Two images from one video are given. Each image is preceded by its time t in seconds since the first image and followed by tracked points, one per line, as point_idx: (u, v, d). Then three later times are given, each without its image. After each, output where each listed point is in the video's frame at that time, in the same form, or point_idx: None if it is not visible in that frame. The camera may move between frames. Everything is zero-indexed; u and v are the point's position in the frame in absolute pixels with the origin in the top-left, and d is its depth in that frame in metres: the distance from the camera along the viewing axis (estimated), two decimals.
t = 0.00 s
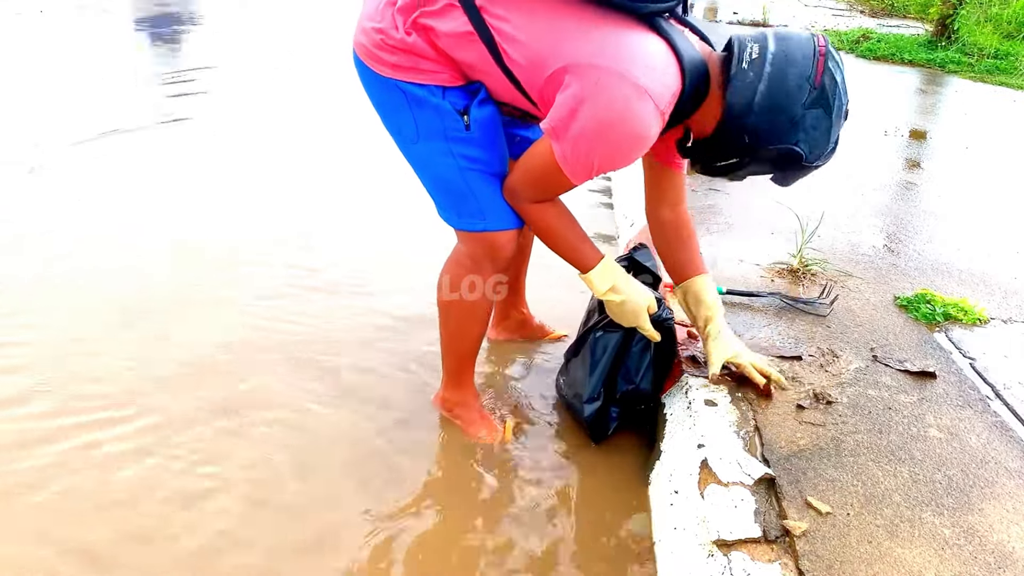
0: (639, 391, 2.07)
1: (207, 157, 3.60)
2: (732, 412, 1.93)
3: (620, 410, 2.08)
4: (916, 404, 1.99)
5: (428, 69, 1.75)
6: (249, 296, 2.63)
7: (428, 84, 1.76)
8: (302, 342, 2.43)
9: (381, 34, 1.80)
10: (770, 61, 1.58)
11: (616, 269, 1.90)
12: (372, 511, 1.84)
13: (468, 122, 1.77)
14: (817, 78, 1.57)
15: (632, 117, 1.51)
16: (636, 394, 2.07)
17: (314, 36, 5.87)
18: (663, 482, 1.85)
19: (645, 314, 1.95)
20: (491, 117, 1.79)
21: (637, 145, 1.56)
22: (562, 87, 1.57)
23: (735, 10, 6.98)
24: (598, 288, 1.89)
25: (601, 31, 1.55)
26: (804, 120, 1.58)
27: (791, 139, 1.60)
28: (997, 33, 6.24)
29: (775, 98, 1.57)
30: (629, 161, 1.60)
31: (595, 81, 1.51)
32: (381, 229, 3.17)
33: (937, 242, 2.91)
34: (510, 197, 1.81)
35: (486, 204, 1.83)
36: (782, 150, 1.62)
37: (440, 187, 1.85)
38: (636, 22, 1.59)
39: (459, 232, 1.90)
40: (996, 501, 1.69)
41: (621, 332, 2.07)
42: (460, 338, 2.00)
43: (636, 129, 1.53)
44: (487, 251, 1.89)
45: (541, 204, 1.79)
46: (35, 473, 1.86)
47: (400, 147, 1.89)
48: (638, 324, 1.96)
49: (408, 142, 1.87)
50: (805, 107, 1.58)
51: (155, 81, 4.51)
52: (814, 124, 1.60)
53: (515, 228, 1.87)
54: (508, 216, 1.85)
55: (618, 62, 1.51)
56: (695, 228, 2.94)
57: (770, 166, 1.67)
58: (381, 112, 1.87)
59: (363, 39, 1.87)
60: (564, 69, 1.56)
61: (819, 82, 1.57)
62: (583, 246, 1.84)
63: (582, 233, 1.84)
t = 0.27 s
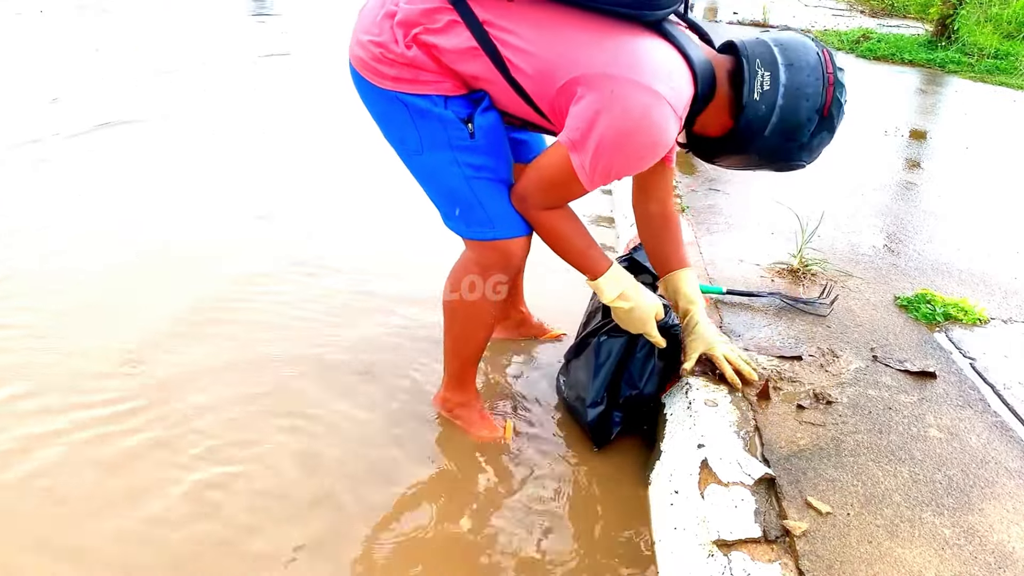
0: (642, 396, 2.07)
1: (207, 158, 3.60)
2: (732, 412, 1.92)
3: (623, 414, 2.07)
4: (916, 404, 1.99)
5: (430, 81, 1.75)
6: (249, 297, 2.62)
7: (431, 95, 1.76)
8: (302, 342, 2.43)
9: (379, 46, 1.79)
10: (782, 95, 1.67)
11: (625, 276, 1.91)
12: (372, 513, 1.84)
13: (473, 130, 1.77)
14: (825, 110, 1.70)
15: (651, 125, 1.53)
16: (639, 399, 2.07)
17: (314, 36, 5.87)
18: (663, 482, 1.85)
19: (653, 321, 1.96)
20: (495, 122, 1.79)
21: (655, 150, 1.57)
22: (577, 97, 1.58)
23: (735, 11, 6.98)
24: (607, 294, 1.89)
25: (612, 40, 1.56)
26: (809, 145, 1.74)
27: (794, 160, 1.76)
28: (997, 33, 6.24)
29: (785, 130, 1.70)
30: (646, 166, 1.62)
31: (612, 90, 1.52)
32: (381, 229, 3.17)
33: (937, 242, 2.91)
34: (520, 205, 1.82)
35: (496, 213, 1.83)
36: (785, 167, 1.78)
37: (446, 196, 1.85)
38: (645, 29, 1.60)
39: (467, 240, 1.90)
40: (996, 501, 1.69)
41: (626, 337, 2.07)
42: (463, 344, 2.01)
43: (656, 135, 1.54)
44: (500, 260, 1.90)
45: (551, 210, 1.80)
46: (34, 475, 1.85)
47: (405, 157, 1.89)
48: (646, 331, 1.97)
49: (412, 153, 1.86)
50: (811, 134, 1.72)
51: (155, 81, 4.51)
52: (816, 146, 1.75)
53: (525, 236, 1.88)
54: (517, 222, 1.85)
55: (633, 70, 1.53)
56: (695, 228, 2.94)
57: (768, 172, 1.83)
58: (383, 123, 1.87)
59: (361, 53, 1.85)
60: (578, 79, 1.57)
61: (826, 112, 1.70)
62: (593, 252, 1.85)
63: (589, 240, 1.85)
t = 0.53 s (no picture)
0: (644, 395, 2.07)
1: (207, 159, 3.60)
2: (732, 412, 1.92)
3: (625, 413, 2.07)
4: (916, 404, 1.99)
5: (436, 83, 1.75)
6: (249, 297, 2.62)
7: (437, 98, 1.76)
8: (302, 343, 2.43)
9: (384, 50, 1.79)
10: (787, 96, 1.67)
11: (631, 277, 1.91)
12: (373, 513, 1.84)
13: (479, 132, 1.77)
14: (829, 110, 1.70)
15: (660, 123, 1.53)
16: (641, 398, 2.07)
17: (314, 36, 5.87)
18: (663, 482, 1.85)
19: (659, 321, 1.95)
20: (502, 124, 1.79)
21: (665, 149, 1.57)
22: (585, 97, 1.58)
23: (735, 11, 6.98)
24: (613, 294, 1.89)
25: (619, 40, 1.56)
26: (813, 145, 1.74)
27: (797, 160, 1.76)
28: (997, 33, 6.24)
29: (790, 131, 1.70)
30: (655, 166, 1.62)
31: (619, 90, 1.53)
32: (381, 229, 3.16)
33: (937, 242, 2.91)
34: (527, 206, 1.82)
35: (502, 214, 1.83)
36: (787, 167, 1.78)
37: (453, 199, 1.86)
38: (651, 30, 1.61)
39: (474, 242, 1.90)
40: (996, 501, 1.69)
41: (629, 336, 2.06)
42: (467, 347, 2.01)
43: (665, 134, 1.54)
44: (508, 262, 1.91)
45: (558, 211, 1.80)
46: (34, 475, 1.85)
47: (411, 160, 1.89)
48: (652, 330, 1.97)
49: (418, 156, 1.86)
50: (815, 134, 1.72)
51: (154, 80, 4.50)
52: (819, 146, 1.76)
53: (533, 236, 1.89)
54: (524, 224, 1.86)
55: (640, 70, 1.53)
56: (695, 228, 2.94)
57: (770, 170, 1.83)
58: (389, 126, 1.87)
59: (365, 57, 1.85)
60: (586, 80, 1.57)
61: (830, 113, 1.71)
62: (599, 251, 1.86)
63: (596, 240, 1.85)
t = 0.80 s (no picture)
0: (647, 396, 2.06)
1: (207, 158, 3.60)
2: (732, 412, 1.93)
3: (627, 414, 2.06)
4: (916, 404, 1.99)
5: (438, 84, 1.75)
6: (249, 296, 2.62)
7: (439, 99, 1.76)
8: (302, 342, 2.42)
9: (386, 52, 1.79)
10: (789, 98, 1.67)
11: (635, 280, 1.92)
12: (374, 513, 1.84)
13: (481, 133, 1.77)
14: (831, 113, 1.70)
15: (661, 124, 1.53)
16: (643, 399, 2.06)
17: (315, 36, 5.87)
18: (663, 482, 1.85)
19: (662, 323, 1.95)
20: (504, 125, 1.79)
21: (667, 148, 1.57)
22: (587, 97, 1.58)
23: (735, 11, 6.98)
24: (614, 296, 1.90)
25: (621, 40, 1.56)
26: (814, 148, 1.74)
27: (797, 162, 1.77)
28: (997, 33, 6.24)
29: (792, 133, 1.70)
30: (657, 166, 1.62)
31: (620, 91, 1.53)
32: (381, 229, 3.16)
33: (937, 242, 2.91)
34: (530, 207, 1.83)
35: (504, 214, 1.83)
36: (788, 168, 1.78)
37: (455, 199, 1.86)
38: (653, 31, 1.61)
39: (476, 243, 1.90)
40: (996, 501, 1.69)
41: (632, 337, 2.05)
42: (469, 348, 2.01)
43: (667, 134, 1.54)
44: (510, 262, 1.91)
45: (559, 212, 1.80)
46: (33, 473, 1.85)
47: (413, 161, 1.89)
48: (654, 332, 1.97)
49: (420, 156, 1.86)
50: (817, 136, 1.72)
51: (154, 80, 4.51)
52: (820, 149, 1.76)
53: (535, 236, 1.89)
54: (526, 225, 1.86)
55: (641, 70, 1.53)
56: (695, 228, 2.94)
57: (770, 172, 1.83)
58: (391, 127, 1.87)
59: (367, 58, 1.85)
60: (588, 80, 1.57)
61: (832, 116, 1.71)
62: (602, 253, 1.86)
63: (599, 242, 1.85)
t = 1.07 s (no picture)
0: (648, 395, 2.06)
1: (207, 158, 3.60)
2: (732, 413, 1.93)
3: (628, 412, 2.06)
4: (916, 404, 1.99)
5: (442, 82, 1.75)
6: (249, 296, 2.62)
7: (442, 97, 1.76)
8: (302, 341, 2.42)
9: (389, 49, 1.79)
10: (807, 65, 1.69)
11: (638, 276, 1.91)
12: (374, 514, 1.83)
13: (484, 132, 1.77)
14: (847, 90, 1.71)
15: (660, 125, 1.52)
16: (644, 398, 2.06)
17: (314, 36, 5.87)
18: (662, 482, 1.86)
19: (664, 319, 1.96)
20: (507, 125, 1.78)
21: (665, 150, 1.57)
22: (586, 98, 1.58)
23: (735, 11, 6.98)
24: (619, 294, 1.89)
25: (621, 41, 1.56)
26: (830, 125, 1.70)
27: (814, 142, 1.71)
28: (997, 34, 6.24)
29: (808, 99, 1.67)
30: (656, 168, 1.61)
31: (618, 92, 1.53)
32: (381, 228, 3.16)
33: (937, 242, 2.91)
34: (531, 208, 1.82)
35: (506, 214, 1.83)
36: (803, 151, 1.72)
37: (457, 199, 1.86)
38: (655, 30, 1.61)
39: (477, 242, 1.91)
40: (996, 501, 1.69)
41: (635, 336, 2.06)
42: (471, 347, 2.01)
43: (666, 136, 1.54)
44: (511, 262, 1.91)
45: (559, 212, 1.80)
46: (33, 471, 1.85)
47: (415, 159, 1.89)
48: (656, 329, 1.98)
49: (422, 155, 1.86)
50: (833, 112, 1.70)
51: (154, 79, 4.51)
52: (835, 133, 1.72)
53: (537, 236, 1.89)
54: (527, 225, 1.86)
55: (640, 71, 1.53)
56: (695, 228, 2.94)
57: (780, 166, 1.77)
58: (394, 125, 1.87)
59: (371, 54, 1.85)
60: (588, 80, 1.57)
61: (848, 95, 1.71)
62: (604, 253, 1.86)
63: (602, 239, 1.85)
